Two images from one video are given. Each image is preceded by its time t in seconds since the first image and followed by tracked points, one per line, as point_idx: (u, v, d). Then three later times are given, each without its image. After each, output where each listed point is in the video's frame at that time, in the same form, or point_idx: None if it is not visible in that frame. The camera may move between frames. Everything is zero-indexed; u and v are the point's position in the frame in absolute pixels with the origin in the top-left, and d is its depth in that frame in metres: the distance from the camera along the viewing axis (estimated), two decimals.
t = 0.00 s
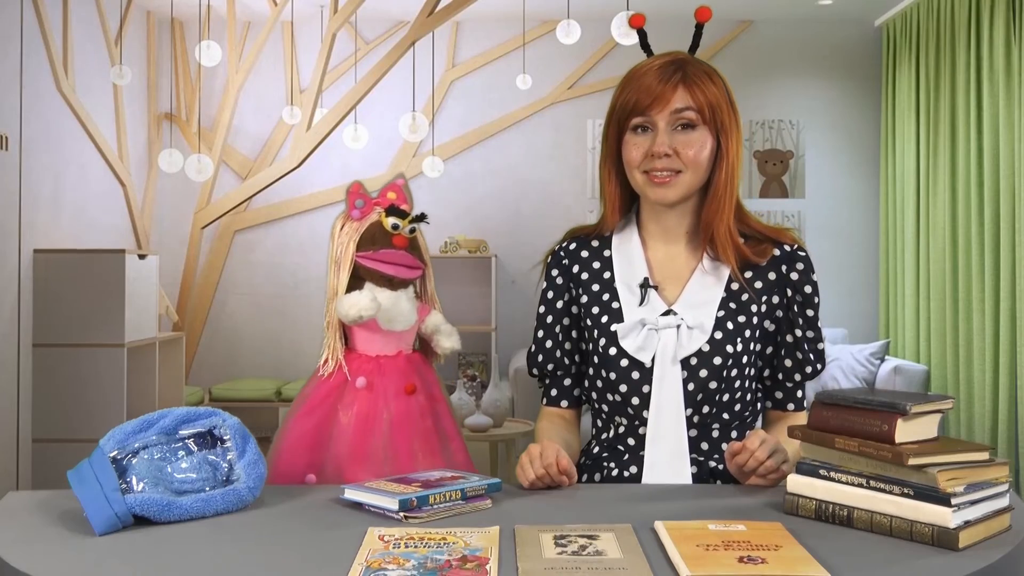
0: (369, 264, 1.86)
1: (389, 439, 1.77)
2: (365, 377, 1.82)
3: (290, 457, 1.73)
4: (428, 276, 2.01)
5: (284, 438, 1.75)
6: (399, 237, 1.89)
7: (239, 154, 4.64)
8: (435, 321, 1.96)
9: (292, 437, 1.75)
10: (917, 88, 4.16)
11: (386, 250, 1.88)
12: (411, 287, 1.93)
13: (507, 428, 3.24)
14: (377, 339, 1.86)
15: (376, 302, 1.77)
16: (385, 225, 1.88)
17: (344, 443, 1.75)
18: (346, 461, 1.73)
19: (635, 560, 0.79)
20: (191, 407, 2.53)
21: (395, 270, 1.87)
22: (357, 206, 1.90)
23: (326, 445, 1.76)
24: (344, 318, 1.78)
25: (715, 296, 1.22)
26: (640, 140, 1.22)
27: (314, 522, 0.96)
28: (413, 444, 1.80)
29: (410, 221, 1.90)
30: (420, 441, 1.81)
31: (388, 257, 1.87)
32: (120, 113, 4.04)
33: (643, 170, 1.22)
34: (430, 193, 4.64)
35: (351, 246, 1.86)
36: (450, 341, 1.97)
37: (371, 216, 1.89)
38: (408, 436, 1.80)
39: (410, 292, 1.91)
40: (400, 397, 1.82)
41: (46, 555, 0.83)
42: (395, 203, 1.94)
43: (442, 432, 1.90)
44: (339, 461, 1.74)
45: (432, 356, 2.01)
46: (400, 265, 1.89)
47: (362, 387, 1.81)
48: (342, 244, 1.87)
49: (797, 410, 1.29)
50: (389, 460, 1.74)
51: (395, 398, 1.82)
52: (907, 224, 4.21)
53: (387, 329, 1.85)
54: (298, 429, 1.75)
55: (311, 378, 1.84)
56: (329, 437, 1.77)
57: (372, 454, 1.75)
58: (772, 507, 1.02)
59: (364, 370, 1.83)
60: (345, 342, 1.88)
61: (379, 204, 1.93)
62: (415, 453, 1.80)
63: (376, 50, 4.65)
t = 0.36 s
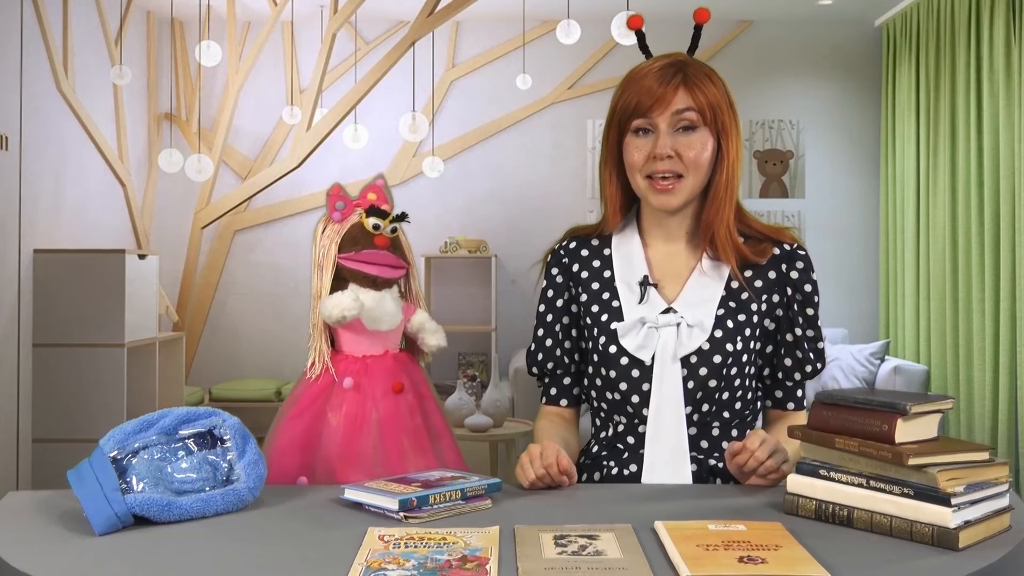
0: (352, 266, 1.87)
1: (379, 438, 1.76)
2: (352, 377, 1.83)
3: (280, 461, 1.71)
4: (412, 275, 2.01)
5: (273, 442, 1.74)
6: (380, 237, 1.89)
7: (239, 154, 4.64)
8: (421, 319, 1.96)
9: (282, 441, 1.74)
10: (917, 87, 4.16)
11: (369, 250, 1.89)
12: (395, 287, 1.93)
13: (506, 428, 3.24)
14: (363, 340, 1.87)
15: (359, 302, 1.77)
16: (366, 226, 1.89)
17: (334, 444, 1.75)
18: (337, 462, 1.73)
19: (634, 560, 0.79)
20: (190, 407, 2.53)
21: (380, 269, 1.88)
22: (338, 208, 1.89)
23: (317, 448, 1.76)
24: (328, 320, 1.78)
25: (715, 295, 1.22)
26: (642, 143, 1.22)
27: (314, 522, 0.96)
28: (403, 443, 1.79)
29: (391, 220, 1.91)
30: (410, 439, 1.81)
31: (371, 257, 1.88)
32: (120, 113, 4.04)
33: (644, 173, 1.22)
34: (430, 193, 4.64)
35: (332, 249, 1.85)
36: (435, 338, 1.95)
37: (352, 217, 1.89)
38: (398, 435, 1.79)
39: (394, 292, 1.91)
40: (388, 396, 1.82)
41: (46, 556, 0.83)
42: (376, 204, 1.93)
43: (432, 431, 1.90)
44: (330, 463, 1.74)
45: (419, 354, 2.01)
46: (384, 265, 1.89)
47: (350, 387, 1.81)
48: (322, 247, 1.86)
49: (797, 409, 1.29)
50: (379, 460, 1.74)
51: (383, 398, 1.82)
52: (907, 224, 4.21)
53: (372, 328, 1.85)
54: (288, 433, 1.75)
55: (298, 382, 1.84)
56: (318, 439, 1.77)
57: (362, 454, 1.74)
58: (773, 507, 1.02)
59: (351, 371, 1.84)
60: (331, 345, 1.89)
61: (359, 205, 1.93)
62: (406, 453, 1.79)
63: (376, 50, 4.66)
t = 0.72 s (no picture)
0: (367, 262, 1.86)
1: (387, 434, 1.76)
2: (364, 372, 1.83)
3: (290, 453, 1.73)
4: (424, 277, 2.00)
5: (286, 434, 1.76)
6: (396, 236, 1.89)
7: (239, 154, 4.64)
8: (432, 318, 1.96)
9: (294, 433, 1.76)
10: (917, 87, 4.16)
11: (385, 249, 1.89)
12: (407, 286, 1.93)
13: (507, 429, 3.24)
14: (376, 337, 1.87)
15: (374, 296, 1.77)
16: (382, 225, 1.89)
17: (343, 439, 1.75)
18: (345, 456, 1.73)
19: (634, 560, 0.79)
20: (190, 407, 2.53)
21: (393, 267, 1.88)
22: (355, 207, 1.90)
23: (327, 441, 1.77)
24: (342, 312, 1.78)
25: (714, 293, 1.22)
26: (644, 139, 1.22)
27: (314, 522, 0.96)
28: (411, 440, 1.79)
29: (407, 220, 1.91)
30: (418, 437, 1.81)
31: (385, 255, 1.87)
32: (120, 113, 4.04)
33: (645, 169, 1.21)
34: (429, 193, 4.64)
35: (349, 247, 1.87)
36: (446, 337, 1.95)
37: (369, 217, 1.89)
38: (406, 432, 1.79)
39: (407, 291, 1.91)
40: (398, 392, 1.82)
41: (45, 556, 0.83)
42: (393, 204, 1.94)
43: (441, 429, 1.90)
44: (339, 457, 1.74)
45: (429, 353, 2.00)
46: (398, 264, 1.89)
47: (361, 382, 1.81)
48: (339, 245, 1.88)
49: (798, 407, 1.29)
50: (386, 456, 1.73)
51: (393, 394, 1.82)
52: (907, 224, 4.21)
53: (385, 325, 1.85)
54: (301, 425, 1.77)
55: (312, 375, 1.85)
56: (329, 433, 1.78)
57: (370, 450, 1.74)
58: (773, 507, 1.02)
59: (363, 366, 1.84)
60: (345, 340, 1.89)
61: (376, 206, 1.93)
62: (414, 450, 1.79)
63: (376, 50, 4.66)
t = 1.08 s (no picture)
0: (376, 264, 1.86)
1: (393, 440, 1.76)
2: (371, 377, 1.82)
3: (295, 455, 1.73)
4: (435, 278, 2.01)
5: (291, 437, 1.76)
6: (406, 238, 1.89)
7: (239, 154, 4.64)
8: (442, 322, 1.96)
9: (299, 436, 1.76)
10: (917, 87, 4.16)
11: (395, 252, 1.88)
12: (417, 288, 1.93)
13: (507, 429, 3.24)
14: (383, 340, 1.86)
15: (383, 302, 1.77)
16: (394, 226, 1.88)
17: (348, 443, 1.75)
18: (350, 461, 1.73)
19: (634, 560, 0.79)
20: (190, 407, 2.53)
21: (403, 270, 1.88)
22: (366, 207, 1.88)
23: (332, 445, 1.77)
24: (350, 318, 1.77)
25: (713, 293, 1.22)
26: (649, 139, 1.22)
27: (313, 522, 0.96)
28: (417, 445, 1.79)
29: (418, 222, 1.91)
30: (425, 442, 1.81)
31: (395, 258, 1.87)
32: (120, 113, 4.04)
33: (649, 170, 1.21)
34: (429, 193, 4.64)
35: (359, 247, 1.85)
36: (456, 342, 1.96)
37: (380, 217, 1.89)
38: (413, 437, 1.79)
39: (417, 294, 1.91)
40: (405, 397, 1.82)
41: (45, 556, 0.83)
42: (405, 206, 1.93)
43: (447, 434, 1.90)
44: (344, 461, 1.74)
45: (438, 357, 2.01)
46: (408, 266, 1.89)
47: (368, 387, 1.81)
48: (350, 245, 1.86)
49: (797, 407, 1.29)
50: (392, 461, 1.74)
51: (399, 399, 1.81)
52: (907, 224, 4.21)
53: (393, 328, 1.85)
54: (306, 428, 1.76)
55: (318, 377, 1.85)
56: (334, 436, 1.78)
57: (376, 455, 1.74)
58: (772, 507, 1.02)
59: (370, 370, 1.84)
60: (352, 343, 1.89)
61: (387, 205, 1.92)
62: (420, 455, 1.79)
63: (376, 50, 4.66)
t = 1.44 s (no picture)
0: (364, 267, 1.86)
1: (386, 442, 1.77)
2: (361, 379, 1.83)
3: (286, 459, 1.72)
4: (425, 278, 2.00)
5: (281, 441, 1.75)
6: (394, 238, 1.89)
7: (239, 154, 4.64)
8: (432, 322, 1.96)
9: (289, 440, 1.75)
10: (917, 87, 4.16)
11: (382, 252, 1.88)
12: (406, 288, 1.92)
13: (507, 429, 3.24)
14: (373, 344, 1.86)
15: (370, 305, 1.77)
16: (380, 227, 1.88)
17: (340, 446, 1.75)
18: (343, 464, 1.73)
19: (634, 559, 0.79)
20: (190, 408, 2.53)
21: (391, 271, 1.87)
22: (352, 208, 1.89)
23: (324, 448, 1.76)
24: (338, 322, 1.78)
25: (713, 293, 1.22)
26: (649, 146, 1.22)
27: (314, 522, 0.95)
28: (410, 447, 1.79)
29: (405, 222, 1.91)
30: (418, 443, 1.81)
31: (382, 259, 1.87)
32: (120, 113, 4.04)
33: (650, 178, 1.22)
34: (430, 193, 4.64)
35: (346, 249, 1.86)
36: (446, 342, 1.96)
37: (366, 218, 1.89)
38: (405, 439, 1.79)
39: (406, 295, 1.90)
40: (396, 399, 1.82)
41: (45, 556, 0.83)
42: (391, 205, 1.93)
43: (440, 435, 1.90)
44: (337, 464, 1.74)
45: (429, 357, 2.01)
46: (395, 266, 1.88)
47: (359, 390, 1.81)
48: (337, 247, 1.86)
49: (797, 408, 1.29)
50: (385, 463, 1.74)
51: (391, 401, 1.81)
52: (907, 224, 4.21)
53: (382, 331, 1.85)
54: (296, 432, 1.76)
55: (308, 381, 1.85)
56: (326, 440, 1.77)
57: (369, 457, 1.74)
58: (773, 507, 1.02)
59: (360, 373, 1.84)
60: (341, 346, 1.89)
61: (374, 206, 1.92)
62: (413, 457, 1.79)
63: (376, 50, 4.66)
